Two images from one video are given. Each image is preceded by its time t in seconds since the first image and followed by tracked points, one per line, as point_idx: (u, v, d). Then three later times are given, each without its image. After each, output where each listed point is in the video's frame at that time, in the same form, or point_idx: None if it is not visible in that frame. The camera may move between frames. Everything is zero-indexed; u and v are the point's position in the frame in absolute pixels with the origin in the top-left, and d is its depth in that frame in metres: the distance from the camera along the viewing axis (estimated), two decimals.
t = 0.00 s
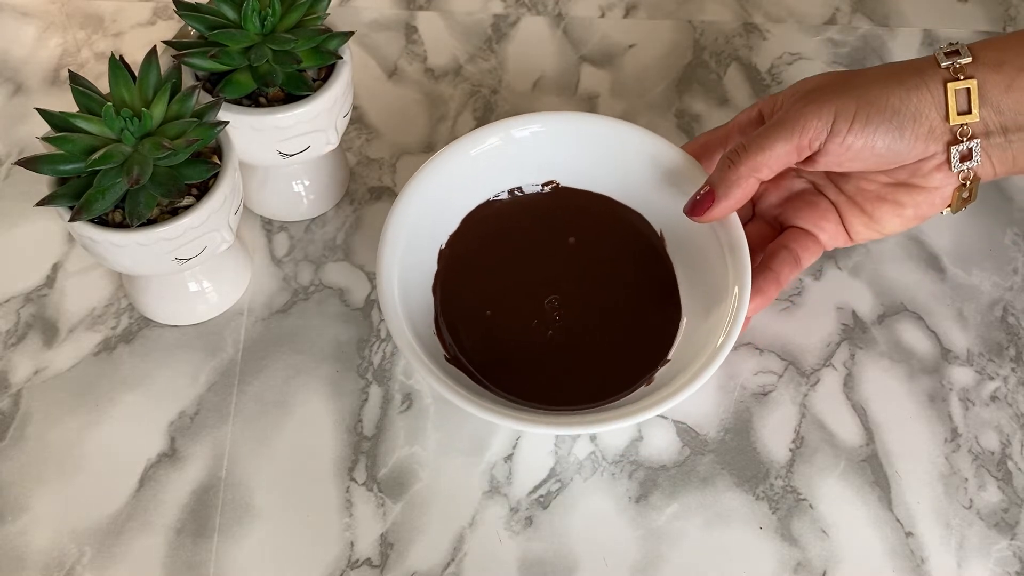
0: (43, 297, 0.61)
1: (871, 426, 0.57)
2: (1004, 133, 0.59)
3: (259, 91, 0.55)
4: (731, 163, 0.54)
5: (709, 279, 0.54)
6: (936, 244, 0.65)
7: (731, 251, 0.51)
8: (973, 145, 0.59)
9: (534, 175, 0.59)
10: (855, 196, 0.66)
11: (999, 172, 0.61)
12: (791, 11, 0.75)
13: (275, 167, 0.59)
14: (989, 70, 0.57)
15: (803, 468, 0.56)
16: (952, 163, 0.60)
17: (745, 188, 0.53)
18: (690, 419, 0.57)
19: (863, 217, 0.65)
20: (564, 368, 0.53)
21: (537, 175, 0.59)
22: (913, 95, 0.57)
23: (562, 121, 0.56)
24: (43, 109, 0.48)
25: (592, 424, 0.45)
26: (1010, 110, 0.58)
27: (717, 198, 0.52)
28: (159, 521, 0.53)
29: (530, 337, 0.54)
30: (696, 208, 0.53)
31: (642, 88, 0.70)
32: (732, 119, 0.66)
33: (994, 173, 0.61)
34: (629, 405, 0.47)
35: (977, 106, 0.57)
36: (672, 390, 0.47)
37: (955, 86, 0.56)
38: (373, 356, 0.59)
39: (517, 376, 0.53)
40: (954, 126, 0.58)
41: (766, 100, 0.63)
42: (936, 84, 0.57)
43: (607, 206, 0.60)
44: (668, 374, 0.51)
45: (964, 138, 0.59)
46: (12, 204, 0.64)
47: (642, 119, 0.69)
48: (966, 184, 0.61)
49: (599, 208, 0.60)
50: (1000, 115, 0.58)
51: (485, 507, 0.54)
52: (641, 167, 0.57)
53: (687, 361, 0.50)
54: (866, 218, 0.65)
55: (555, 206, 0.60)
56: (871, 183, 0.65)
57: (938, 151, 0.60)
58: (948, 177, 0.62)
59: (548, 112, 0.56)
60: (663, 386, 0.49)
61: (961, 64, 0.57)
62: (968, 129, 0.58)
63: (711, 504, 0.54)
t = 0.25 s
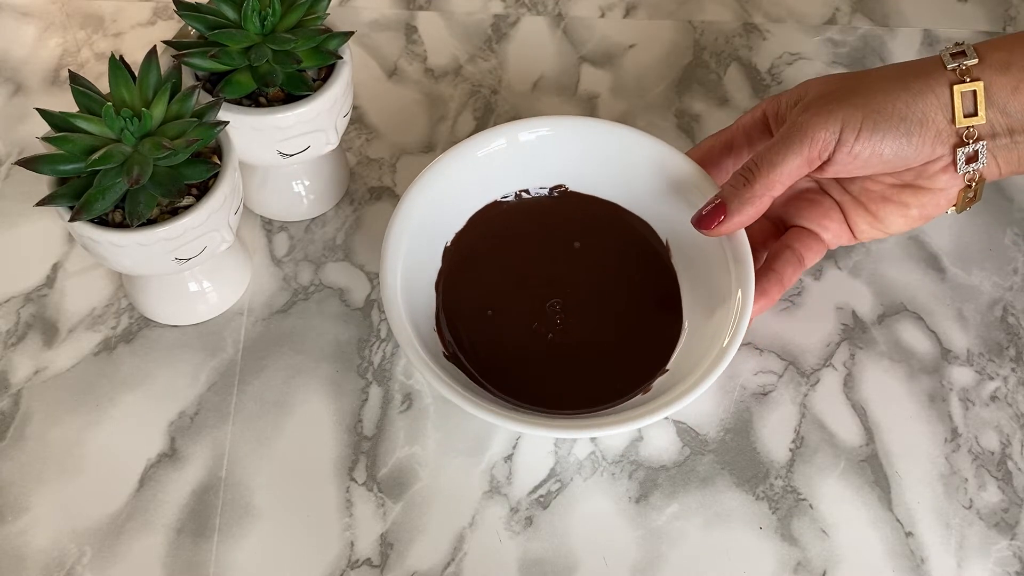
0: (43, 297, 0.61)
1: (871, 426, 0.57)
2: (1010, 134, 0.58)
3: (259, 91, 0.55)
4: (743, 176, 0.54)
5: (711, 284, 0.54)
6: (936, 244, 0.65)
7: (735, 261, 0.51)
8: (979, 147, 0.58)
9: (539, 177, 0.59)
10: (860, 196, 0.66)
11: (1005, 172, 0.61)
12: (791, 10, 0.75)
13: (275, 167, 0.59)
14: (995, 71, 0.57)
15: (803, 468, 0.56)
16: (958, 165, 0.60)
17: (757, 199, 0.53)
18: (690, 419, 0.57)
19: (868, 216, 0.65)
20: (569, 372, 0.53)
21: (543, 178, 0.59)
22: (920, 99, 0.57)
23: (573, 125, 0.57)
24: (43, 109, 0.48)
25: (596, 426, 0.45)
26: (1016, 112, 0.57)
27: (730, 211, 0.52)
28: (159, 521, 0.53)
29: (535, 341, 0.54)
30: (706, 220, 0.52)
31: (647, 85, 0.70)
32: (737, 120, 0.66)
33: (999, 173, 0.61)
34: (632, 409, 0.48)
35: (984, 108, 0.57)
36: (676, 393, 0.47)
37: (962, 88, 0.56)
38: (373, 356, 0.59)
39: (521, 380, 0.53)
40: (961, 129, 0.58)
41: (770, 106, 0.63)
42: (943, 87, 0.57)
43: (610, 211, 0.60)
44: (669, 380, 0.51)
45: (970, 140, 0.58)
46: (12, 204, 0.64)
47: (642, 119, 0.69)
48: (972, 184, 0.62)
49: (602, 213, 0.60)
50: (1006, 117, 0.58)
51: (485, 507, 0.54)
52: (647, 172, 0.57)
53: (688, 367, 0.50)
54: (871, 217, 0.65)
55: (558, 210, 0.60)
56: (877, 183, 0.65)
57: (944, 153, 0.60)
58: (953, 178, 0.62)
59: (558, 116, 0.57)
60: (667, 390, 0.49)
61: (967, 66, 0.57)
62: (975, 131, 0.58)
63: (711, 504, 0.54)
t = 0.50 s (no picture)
0: (43, 297, 0.61)
1: (871, 426, 0.57)
2: (1011, 135, 0.58)
3: (259, 91, 0.55)
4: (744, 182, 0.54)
5: (711, 284, 0.54)
6: (936, 244, 0.65)
7: (734, 261, 0.52)
8: (979, 149, 0.58)
9: (541, 177, 0.59)
10: (861, 195, 0.66)
11: (1005, 171, 0.61)
12: (791, 10, 0.75)
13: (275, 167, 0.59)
14: (996, 73, 0.57)
15: (803, 468, 0.56)
16: (958, 167, 0.60)
17: (758, 206, 0.53)
18: (690, 419, 0.57)
19: (868, 215, 0.66)
20: (570, 373, 0.53)
21: (547, 179, 0.60)
22: (923, 102, 0.57)
23: (577, 126, 0.57)
24: (43, 109, 0.48)
25: (598, 422, 0.45)
26: (1018, 113, 0.57)
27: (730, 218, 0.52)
28: (159, 521, 0.53)
29: (535, 342, 0.54)
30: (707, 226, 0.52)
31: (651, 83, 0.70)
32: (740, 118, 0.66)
33: (1000, 173, 0.61)
34: (632, 407, 0.48)
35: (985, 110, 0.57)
36: (676, 391, 0.47)
37: (964, 90, 0.56)
38: (373, 356, 0.59)
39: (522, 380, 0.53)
40: (962, 130, 0.58)
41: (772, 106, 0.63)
42: (945, 89, 0.57)
43: (609, 212, 0.60)
44: (670, 379, 0.51)
45: (971, 142, 0.58)
46: (12, 204, 0.64)
47: (642, 119, 0.69)
48: (972, 186, 0.62)
49: (601, 214, 0.60)
50: (1008, 118, 0.57)
51: (485, 507, 0.54)
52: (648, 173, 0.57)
53: (688, 367, 0.50)
54: (871, 216, 0.66)
55: (557, 211, 0.60)
56: (878, 183, 0.66)
57: (945, 155, 0.60)
58: (954, 179, 0.62)
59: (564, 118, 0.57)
60: (667, 389, 0.49)
61: (968, 68, 0.57)
62: (976, 133, 0.58)
63: (711, 504, 0.54)
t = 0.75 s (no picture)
0: (43, 297, 0.61)
1: (871, 426, 0.57)
2: (1012, 137, 0.58)
3: (259, 91, 0.55)
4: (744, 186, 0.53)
5: (710, 283, 0.54)
6: (936, 244, 0.65)
7: (732, 262, 0.52)
8: (979, 152, 0.58)
9: (541, 177, 0.59)
10: (863, 196, 0.66)
11: (1007, 174, 0.61)
12: (791, 11, 0.75)
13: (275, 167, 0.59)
14: (997, 75, 0.57)
15: (803, 468, 0.56)
16: (958, 170, 0.60)
17: (759, 210, 0.52)
18: (690, 419, 0.57)
19: (869, 216, 0.66)
20: (570, 374, 0.53)
21: (548, 179, 0.60)
22: (922, 106, 0.56)
23: (581, 127, 0.57)
24: (43, 109, 0.48)
25: (597, 420, 0.45)
26: (1018, 115, 0.57)
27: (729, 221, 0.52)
28: (159, 521, 0.53)
29: (535, 342, 0.54)
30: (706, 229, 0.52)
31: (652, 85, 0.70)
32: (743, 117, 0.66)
33: (1002, 176, 0.61)
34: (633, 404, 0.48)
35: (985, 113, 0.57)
36: (675, 389, 0.47)
37: (963, 94, 0.56)
38: (373, 356, 0.59)
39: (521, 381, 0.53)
40: (962, 134, 0.58)
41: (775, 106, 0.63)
42: (945, 93, 0.57)
43: (608, 213, 0.60)
44: (669, 377, 0.51)
45: (971, 145, 0.58)
46: (11, 204, 0.64)
47: (642, 119, 0.69)
48: (973, 189, 0.62)
49: (600, 215, 0.60)
50: (1008, 120, 0.58)
51: (485, 506, 0.54)
52: (648, 173, 0.57)
53: (687, 366, 0.51)
54: (872, 217, 0.66)
55: (556, 212, 0.60)
56: (880, 184, 0.66)
57: (945, 159, 0.60)
58: (955, 183, 0.62)
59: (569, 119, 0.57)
60: (666, 387, 0.49)
61: (968, 72, 0.57)
62: (976, 136, 0.58)
63: (711, 504, 0.54)
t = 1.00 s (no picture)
0: (43, 297, 0.61)
1: (870, 426, 0.57)
2: (1015, 137, 0.58)
3: (259, 91, 0.55)
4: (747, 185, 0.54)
5: (711, 284, 0.54)
6: (936, 244, 0.65)
7: (732, 262, 0.52)
8: (981, 154, 0.58)
9: (542, 177, 0.59)
10: (865, 195, 0.66)
11: (1009, 175, 0.61)
12: (791, 11, 0.75)
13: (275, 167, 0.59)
14: (1000, 76, 0.57)
15: (803, 468, 0.56)
16: (960, 171, 0.60)
17: (759, 210, 0.53)
18: (690, 419, 0.57)
19: (871, 216, 0.65)
20: (571, 373, 0.53)
21: (549, 179, 0.60)
22: (924, 108, 0.56)
23: (582, 128, 0.57)
24: (43, 109, 0.48)
25: (599, 418, 0.45)
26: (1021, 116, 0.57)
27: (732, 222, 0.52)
28: (159, 521, 0.53)
29: (535, 342, 0.54)
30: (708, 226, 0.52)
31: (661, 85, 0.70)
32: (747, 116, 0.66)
33: (1005, 177, 0.61)
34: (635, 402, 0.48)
35: (987, 114, 0.57)
36: (676, 387, 0.48)
37: (965, 95, 0.56)
38: (373, 356, 0.59)
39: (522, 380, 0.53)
40: (964, 135, 0.57)
41: (779, 105, 0.63)
42: (947, 95, 0.56)
43: (606, 213, 0.60)
44: (669, 376, 0.51)
45: (973, 147, 0.58)
46: (11, 204, 0.64)
47: (642, 119, 0.69)
48: (976, 189, 0.62)
49: (599, 215, 0.60)
50: (1011, 121, 0.57)
51: (485, 506, 0.54)
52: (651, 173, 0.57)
53: (688, 365, 0.51)
54: (874, 217, 0.65)
55: (555, 212, 0.60)
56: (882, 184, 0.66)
57: (948, 160, 0.60)
58: (957, 183, 0.62)
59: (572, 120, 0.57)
60: (667, 386, 0.49)
61: (970, 73, 0.56)
62: (978, 137, 0.58)
63: (711, 504, 0.54)
